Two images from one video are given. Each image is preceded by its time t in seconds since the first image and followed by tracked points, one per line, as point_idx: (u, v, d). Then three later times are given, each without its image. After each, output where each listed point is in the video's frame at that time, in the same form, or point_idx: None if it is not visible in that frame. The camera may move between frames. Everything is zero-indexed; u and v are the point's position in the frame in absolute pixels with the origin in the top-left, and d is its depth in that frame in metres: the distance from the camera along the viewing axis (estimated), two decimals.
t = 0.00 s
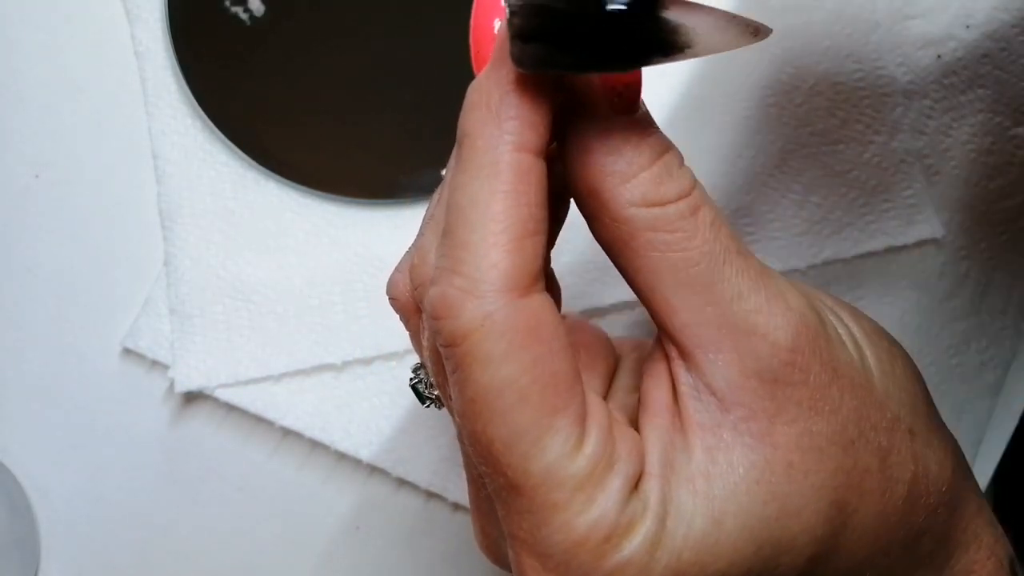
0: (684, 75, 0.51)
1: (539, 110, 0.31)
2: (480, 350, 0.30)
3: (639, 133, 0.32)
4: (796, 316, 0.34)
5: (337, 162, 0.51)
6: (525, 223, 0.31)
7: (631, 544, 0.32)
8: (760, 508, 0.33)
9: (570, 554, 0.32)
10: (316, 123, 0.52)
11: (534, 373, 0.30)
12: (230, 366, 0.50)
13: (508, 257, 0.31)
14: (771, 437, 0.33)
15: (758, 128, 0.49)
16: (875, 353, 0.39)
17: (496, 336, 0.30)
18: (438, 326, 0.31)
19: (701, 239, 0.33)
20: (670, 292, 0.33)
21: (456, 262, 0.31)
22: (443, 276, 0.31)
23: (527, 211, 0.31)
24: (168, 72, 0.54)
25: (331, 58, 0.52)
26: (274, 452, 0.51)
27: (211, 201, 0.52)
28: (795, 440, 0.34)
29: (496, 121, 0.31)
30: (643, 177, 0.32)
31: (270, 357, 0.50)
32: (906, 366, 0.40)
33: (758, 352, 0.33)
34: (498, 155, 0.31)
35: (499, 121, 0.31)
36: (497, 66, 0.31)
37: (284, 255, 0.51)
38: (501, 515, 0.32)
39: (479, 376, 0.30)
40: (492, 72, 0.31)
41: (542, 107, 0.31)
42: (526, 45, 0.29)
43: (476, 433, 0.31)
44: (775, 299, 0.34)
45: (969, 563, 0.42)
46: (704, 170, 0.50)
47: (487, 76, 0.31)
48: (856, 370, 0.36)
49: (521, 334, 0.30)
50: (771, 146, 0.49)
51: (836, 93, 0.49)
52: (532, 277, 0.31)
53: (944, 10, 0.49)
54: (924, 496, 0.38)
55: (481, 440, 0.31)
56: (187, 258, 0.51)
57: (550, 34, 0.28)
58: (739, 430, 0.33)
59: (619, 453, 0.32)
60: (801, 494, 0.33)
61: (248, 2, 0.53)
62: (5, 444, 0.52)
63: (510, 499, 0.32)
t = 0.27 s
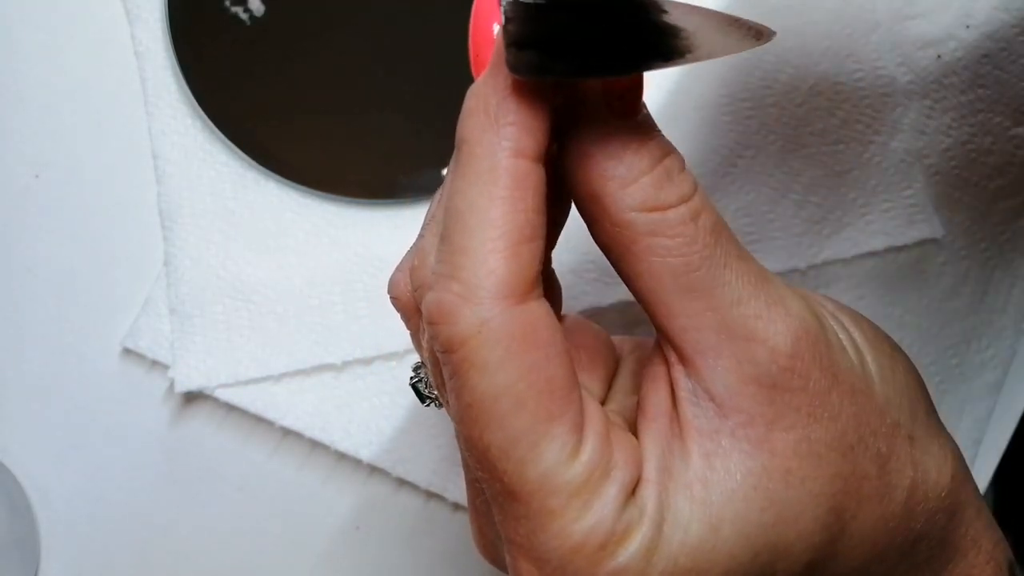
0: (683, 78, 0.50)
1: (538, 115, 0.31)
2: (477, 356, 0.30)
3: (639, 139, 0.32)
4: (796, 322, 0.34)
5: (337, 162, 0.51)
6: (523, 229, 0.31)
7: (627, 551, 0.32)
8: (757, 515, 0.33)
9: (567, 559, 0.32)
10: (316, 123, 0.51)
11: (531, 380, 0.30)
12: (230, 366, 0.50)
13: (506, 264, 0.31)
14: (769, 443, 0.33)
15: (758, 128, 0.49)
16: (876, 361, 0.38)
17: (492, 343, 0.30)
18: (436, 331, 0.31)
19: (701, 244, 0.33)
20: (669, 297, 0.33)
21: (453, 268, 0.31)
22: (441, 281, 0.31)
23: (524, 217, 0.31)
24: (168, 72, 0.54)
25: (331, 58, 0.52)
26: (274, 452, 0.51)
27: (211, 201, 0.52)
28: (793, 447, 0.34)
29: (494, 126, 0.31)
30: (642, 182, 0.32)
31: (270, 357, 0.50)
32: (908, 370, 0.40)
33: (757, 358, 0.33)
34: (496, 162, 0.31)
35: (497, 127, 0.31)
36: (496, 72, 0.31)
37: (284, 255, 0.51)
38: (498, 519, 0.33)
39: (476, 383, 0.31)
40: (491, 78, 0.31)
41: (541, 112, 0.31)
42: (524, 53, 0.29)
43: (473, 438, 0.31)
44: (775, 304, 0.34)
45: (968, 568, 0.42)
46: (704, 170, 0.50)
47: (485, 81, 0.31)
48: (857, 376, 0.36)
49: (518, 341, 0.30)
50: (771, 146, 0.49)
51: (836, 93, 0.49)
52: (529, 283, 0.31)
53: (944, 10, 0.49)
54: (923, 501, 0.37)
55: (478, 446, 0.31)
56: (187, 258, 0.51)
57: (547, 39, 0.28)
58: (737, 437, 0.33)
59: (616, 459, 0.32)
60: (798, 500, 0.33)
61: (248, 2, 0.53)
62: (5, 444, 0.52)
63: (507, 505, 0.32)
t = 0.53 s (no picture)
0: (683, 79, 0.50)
1: (537, 118, 0.31)
2: (476, 359, 0.30)
3: (638, 141, 0.32)
4: (795, 325, 0.34)
5: (337, 162, 0.51)
6: (522, 232, 0.31)
7: (626, 553, 0.32)
8: (756, 518, 0.33)
9: (566, 562, 0.32)
10: (317, 124, 0.52)
11: (530, 384, 0.30)
12: (230, 366, 0.50)
13: (505, 267, 0.31)
14: (768, 446, 0.33)
15: (759, 128, 0.49)
16: (875, 362, 0.38)
17: (492, 346, 0.30)
18: (435, 334, 0.31)
19: (700, 247, 0.33)
20: (668, 300, 0.33)
21: (452, 272, 0.31)
22: (440, 285, 0.31)
23: (523, 220, 0.31)
24: (168, 72, 0.54)
25: (331, 58, 0.52)
26: (274, 452, 0.51)
27: (211, 201, 0.52)
28: (792, 450, 0.34)
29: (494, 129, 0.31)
30: (641, 185, 0.32)
31: (270, 357, 0.50)
32: (908, 372, 0.40)
33: (756, 361, 0.33)
34: (496, 165, 0.31)
35: (497, 130, 0.31)
36: (495, 75, 0.31)
37: (284, 256, 0.51)
38: (497, 522, 0.33)
39: (475, 386, 0.31)
40: (491, 81, 0.31)
41: (540, 116, 0.31)
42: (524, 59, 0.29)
43: (472, 441, 0.31)
44: (775, 307, 0.34)
45: (967, 569, 0.42)
46: (704, 170, 0.50)
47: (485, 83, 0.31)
48: (856, 378, 0.36)
49: (517, 345, 0.30)
50: (771, 145, 0.49)
51: (836, 93, 0.49)
52: (528, 286, 0.31)
53: (945, 10, 0.48)
54: (922, 503, 0.37)
55: (477, 449, 0.31)
56: (187, 258, 0.51)
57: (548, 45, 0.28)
58: (736, 439, 0.33)
59: (615, 462, 0.32)
60: (797, 503, 0.33)
61: (248, 2, 0.53)
62: (6, 444, 0.52)
63: (506, 508, 0.32)
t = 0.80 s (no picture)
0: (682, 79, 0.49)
1: (536, 120, 0.31)
2: (475, 362, 0.30)
3: (637, 143, 0.32)
4: (794, 326, 0.34)
5: (337, 162, 0.51)
6: (521, 235, 0.31)
7: (625, 555, 0.32)
8: (755, 519, 0.33)
9: (565, 564, 0.32)
10: (316, 124, 0.51)
11: (529, 386, 0.30)
12: (230, 366, 0.50)
13: (503, 270, 0.31)
14: (767, 447, 0.33)
15: (759, 128, 0.49)
16: (874, 362, 0.38)
17: (490, 349, 0.30)
18: (433, 337, 0.31)
19: (699, 248, 0.33)
20: (667, 301, 0.33)
21: (451, 274, 0.31)
22: (438, 287, 0.31)
23: (522, 222, 0.31)
24: (168, 72, 0.54)
25: (331, 58, 0.52)
26: (274, 452, 0.51)
27: (211, 201, 0.52)
28: (791, 451, 0.34)
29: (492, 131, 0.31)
30: (640, 186, 0.32)
31: (270, 357, 0.50)
32: (907, 372, 0.40)
33: (755, 363, 0.33)
34: (494, 167, 0.31)
35: (495, 133, 0.31)
36: (493, 77, 0.31)
37: (284, 255, 0.51)
38: (496, 524, 0.33)
39: (473, 388, 0.31)
40: (489, 83, 0.31)
41: (538, 118, 0.31)
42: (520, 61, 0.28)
43: (470, 444, 0.31)
44: (774, 308, 0.34)
45: (966, 569, 0.42)
46: (704, 169, 0.49)
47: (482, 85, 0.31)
48: (855, 379, 0.36)
49: (516, 347, 0.30)
50: (771, 145, 0.49)
51: (836, 93, 0.49)
52: (527, 288, 0.31)
53: (944, 10, 0.48)
54: (921, 504, 0.37)
55: (476, 451, 0.31)
56: (187, 258, 0.51)
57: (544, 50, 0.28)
58: (735, 440, 0.33)
59: (614, 464, 0.32)
60: (796, 504, 0.33)
61: (248, 2, 0.53)
62: (6, 444, 0.52)
63: (505, 510, 0.32)
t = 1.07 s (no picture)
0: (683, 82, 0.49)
1: (536, 122, 0.31)
2: (476, 365, 0.30)
3: (637, 145, 0.32)
4: (794, 328, 0.34)
5: (337, 162, 0.51)
6: (521, 237, 0.31)
7: (626, 557, 0.32)
8: (755, 521, 0.33)
9: (566, 566, 0.32)
10: (317, 124, 0.51)
11: (529, 389, 0.30)
12: (230, 366, 0.50)
13: (504, 272, 0.31)
14: (768, 449, 0.33)
15: (759, 128, 0.49)
16: (874, 363, 0.38)
17: (491, 352, 0.30)
18: (434, 340, 0.31)
19: (699, 249, 0.33)
20: (667, 303, 0.33)
21: (451, 277, 0.31)
22: (438, 290, 0.31)
23: (522, 224, 0.31)
24: (168, 72, 0.54)
25: (331, 58, 0.52)
26: (274, 452, 0.51)
27: (211, 201, 0.52)
28: (791, 453, 0.34)
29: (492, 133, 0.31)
30: (640, 188, 0.32)
31: (270, 357, 0.50)
32: (907, 373, 0.40)
33: (755, 365, 0.33)
34: (495, 170, 0.31)
35: (496, 135, 0.31)
36: (493, 79, 0.31)
37: (284, 255, 0.51)
38: (497, 527, 0.33)
39: (474, 391, 0.31)
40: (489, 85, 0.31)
41: (538, 120, 0.31)
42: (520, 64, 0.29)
43: (471, 447, 0.31)
44: (774, 309, 0.34)
45: (966, 570, 0.42)
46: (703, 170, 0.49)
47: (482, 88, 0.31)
48: (855, 381, 0.36)
49: (517, 349, 0.30)
50: (771, 145, 0.49)
51: (836, 93, 0.49)
52: (528, 291, 0.31)
53: (945, 10, 0.48)
54: (921, 505, 0.37)
55: (477, 454, 0.31)
56: (187, 258, 0.51)
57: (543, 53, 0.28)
58: (735, 442, 0.33)
59: (614, 466, 0.32)
60: (797, 506, 0.33)
61: (248, 2, 0.52)
62: (5, 444, 0.52)
63: (505, 513, 0.32)
